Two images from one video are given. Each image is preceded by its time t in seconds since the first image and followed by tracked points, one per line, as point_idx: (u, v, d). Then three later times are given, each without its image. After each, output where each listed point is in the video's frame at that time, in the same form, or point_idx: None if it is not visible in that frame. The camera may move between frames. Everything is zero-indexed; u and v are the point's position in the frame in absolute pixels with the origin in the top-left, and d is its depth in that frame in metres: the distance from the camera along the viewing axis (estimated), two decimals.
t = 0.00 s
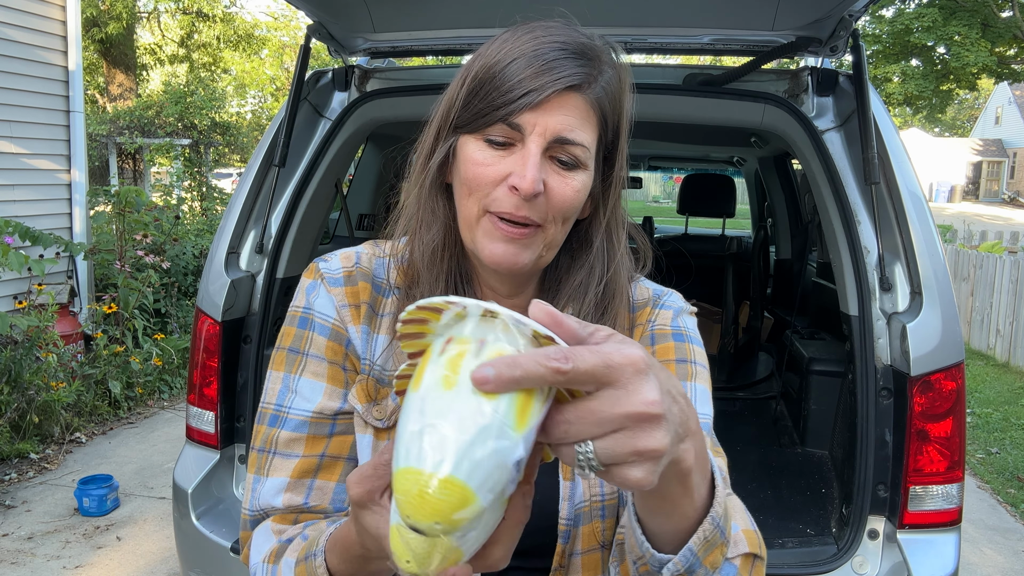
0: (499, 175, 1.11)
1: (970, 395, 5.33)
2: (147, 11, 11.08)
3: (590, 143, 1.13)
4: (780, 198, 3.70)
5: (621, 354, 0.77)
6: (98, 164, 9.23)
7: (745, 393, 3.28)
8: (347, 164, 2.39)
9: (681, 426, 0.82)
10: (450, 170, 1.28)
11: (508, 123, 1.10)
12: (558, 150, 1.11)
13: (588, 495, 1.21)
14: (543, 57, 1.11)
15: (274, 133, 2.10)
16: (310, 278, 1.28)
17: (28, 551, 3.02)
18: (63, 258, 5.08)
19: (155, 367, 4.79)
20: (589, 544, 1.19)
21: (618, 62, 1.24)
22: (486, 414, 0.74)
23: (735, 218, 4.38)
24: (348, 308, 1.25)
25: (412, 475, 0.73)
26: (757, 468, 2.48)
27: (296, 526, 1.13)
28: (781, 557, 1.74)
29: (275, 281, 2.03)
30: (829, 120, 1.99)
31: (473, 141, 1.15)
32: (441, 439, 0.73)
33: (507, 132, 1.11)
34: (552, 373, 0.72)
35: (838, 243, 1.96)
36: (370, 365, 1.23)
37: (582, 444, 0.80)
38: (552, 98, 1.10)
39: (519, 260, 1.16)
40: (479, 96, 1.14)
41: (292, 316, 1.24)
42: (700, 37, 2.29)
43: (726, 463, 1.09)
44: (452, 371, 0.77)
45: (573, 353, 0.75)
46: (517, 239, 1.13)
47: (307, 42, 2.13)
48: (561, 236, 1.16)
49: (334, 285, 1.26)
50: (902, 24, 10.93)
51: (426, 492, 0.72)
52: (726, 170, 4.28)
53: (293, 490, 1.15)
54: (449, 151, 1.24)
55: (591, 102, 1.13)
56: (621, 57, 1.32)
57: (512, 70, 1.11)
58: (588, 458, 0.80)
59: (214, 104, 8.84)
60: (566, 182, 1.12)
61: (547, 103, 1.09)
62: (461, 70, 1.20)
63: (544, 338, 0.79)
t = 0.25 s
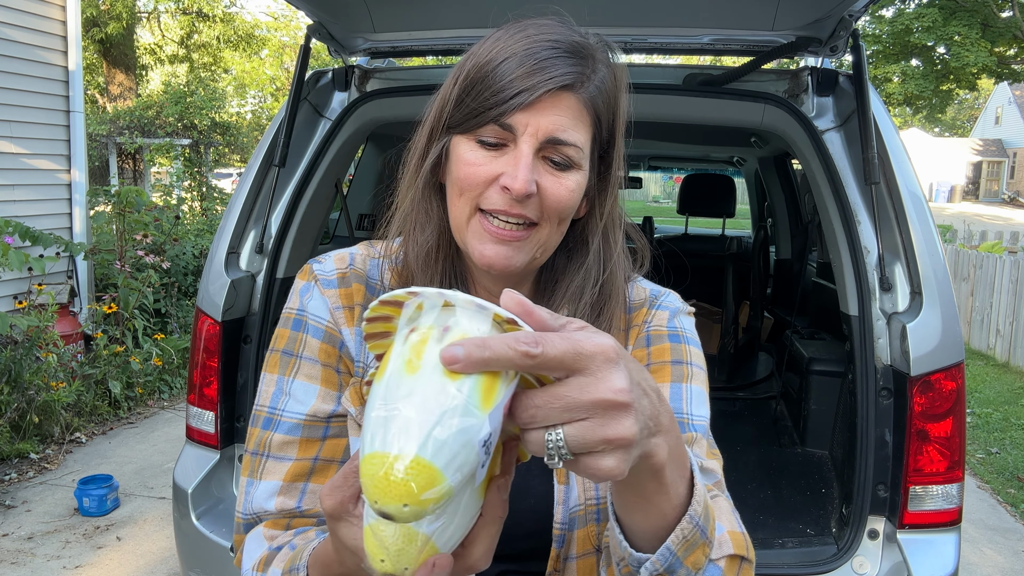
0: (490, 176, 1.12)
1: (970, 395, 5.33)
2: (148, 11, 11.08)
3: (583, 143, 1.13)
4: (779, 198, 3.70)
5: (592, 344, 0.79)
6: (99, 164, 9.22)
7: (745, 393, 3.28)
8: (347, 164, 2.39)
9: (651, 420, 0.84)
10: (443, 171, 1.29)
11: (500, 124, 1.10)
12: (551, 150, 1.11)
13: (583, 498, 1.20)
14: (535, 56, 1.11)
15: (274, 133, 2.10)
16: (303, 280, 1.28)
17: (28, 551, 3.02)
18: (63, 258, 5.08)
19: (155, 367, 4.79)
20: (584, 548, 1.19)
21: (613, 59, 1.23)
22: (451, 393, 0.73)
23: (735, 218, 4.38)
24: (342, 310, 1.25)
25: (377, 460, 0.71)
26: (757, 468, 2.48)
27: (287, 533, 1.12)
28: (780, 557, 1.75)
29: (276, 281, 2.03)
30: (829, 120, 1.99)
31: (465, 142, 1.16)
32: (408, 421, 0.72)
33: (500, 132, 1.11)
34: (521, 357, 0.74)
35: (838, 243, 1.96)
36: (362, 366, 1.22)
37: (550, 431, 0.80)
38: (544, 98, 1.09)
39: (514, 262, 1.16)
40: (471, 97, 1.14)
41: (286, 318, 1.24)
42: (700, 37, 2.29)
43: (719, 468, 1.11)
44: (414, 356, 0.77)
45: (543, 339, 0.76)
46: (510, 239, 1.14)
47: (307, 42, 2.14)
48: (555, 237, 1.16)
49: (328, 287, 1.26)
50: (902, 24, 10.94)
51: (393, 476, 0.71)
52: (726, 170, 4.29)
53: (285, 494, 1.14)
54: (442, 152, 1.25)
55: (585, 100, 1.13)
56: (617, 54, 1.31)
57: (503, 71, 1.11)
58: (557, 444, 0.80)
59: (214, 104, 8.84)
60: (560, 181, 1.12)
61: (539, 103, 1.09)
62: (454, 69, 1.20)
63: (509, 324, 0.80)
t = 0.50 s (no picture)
0: (484, 174, 1.12)
1: (970, 395, 5.33)
2: (148, 11, 11.08)
3: (578, 140, 1.13)
4: (779, 198, 3.70)
5: (578, 335, 0.79)
6: (99, 164, 9.21)
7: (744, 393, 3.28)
8: (347, 164, 2.39)
9: (638, 416, 0.84)
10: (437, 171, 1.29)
11: (494, 122, 1.10)
12: (545, 147, 1.11)
13: (580, 503, 1.20)
14: (528, 53, 1.11)
15: (274, 133, 2.10)
16: (295, 283, 1.29)
17: (28, 551, 3.02)
18: (63, 258, 5.08)
19: (155, 367, 4.79)
20: (580, 555, 1.19)
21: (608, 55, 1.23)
22: (435, 377, 0.73)
23: (735, 218, 4.38)
24: (334, 314, 1.25)
25: (361, 444, 0.71)
26: (757, 468, 2.48)
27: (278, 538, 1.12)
28: (780, 557, 1.75)
29: (276, 281, 2.03)
30: (829, 120, 1.99)
31: (458, 141, 1.16)
32: (390, 405, 0.72)
33: (493, 131, 1.11)
34: (506, 344, 0.74)
35: (838, 243, 1.96)
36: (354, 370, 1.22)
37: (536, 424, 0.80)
38: (538, 94, 1.09)
39: (509, 261, 1.16)
40: (465, 95, 1.14)
41: (279, 322, 1.25)
42: (700, 37, 2.29)
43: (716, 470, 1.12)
44: (397, 341, 0.77)
45: (529, 327, 0.76)
46: (505, 238, 1.14)
47: (307, 42, 2.14)
48: (550, 236, 1.17)
49: (320, 291, 1.26)
50: (902, 24, 10.94)
51: (377, 459, 0.71)
52: (726, 170, 4.29)
53: (277, 501, 1.14)
54: (437, 151, 1.24)
55: (580, 97, 1.13)
56: (613, 51, 1.31)
57: (497, 68, 1.10)
58: (544, 438, 0.79)
59: (214, 104, 8.86)
60: (555, 179, 1.12)
61: (533, 101, 1.09)
62: (448, 68, 1.20)
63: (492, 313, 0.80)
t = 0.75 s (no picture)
0: (475, 170, 1.12)
1: (970, 395, 5.33)
2: (148, 11, 11.08)
3: (572, 133, 1.12)
4: (779, 198, 3.70)
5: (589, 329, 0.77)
6: (99, 164, 9.21)
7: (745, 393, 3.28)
8: (347, 164, 2.39)
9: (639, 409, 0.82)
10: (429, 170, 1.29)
11: (485, 116, 1.10)
12: (538, 141, 1.10)
13: (578, 514, 1.20)
14: (518, 46, 1.12)
15: (274, 133, 2.10)
16: (284, 289, 1.30)
17: (28, 551, 3.02)
18: (63, 258, 5.08)
19: (155, 367, 4.79)
20: (580, 565, 1.20)
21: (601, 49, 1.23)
22: (374, 339, 0.69)
23: (735, 218, 4.37)
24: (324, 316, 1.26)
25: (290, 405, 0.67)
26: (757, 468, 2.48)
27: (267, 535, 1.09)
28: (780, 557, 1.77)
29: (275, 281, 2.03)
30: (829, 119, 1.99)
31: (449, 138, 1.16)
32: (323, 366, 0.67)
33: (485, 125, 1.12)
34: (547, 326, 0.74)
35: (838, 243, 1.96)
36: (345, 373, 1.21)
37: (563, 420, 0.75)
38: (528, 87, 1.10)
39: (503, 258, 1.15)
40: (457, 90, 1.14)
41: (269, 329, 1.27)
42: (700, 37, 2.29)
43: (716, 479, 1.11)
44: (339, 301, 0.73)
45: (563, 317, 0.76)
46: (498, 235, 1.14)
47: (307, 41, 2.14)
48: (545, 233, 1.16)
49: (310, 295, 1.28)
50: (902, 24, 10.94)
51: (311, 417, 0.65)
52: (726, 170, 4.29)
53: (270, 511, 1.11)
54: (429, 149, 1.25)
55: (572, 90, 1.13)
56: (609, 50, 1.32)
57: (488, 63, 1.11)
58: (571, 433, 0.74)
59: (214, 104, 8.86)
60: (548, 174, 1.11)
61: (524, 93, 1.09)
62: (440, 65, 1.21)
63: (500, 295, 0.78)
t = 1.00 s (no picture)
0: (467, 164, 1.10)
1: (970, 395, 5.33)
2: (148, 11, 11.08)
3: (565, 124, 1.13)
4: (779, 198, 3.69)
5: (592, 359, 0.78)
6: (99, 164, 9.21)
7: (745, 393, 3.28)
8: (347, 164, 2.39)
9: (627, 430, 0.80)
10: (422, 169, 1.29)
11: (476, 107, 1.11)
12: (530, 131, 1.10)
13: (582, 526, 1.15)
14: (508, 36, 1.13)
15: (274, 133, 2.11)
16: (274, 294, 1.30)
17: (28, 551, 3.02)
18: (63, 258, 5.08)
19: (155, 367, 4.80)
20: None
21: (597, 43, 1.24)
22: (258, 230, 0.63)
23: (735, 218, 4.37)
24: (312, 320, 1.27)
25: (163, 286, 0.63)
26: (757, 468, 2.48)
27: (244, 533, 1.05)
28: (781, 557, 1.77)
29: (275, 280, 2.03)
30: (829, 120, 1.99)
31: (442, 133, 1.16)
32: (203, 249, 0.63)
33: (476, 117, 1.12)
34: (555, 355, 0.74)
35: (838, 244, 1.96)
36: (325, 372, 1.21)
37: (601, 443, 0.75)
38: (519, 76, 1.11)
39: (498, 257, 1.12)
40: (448, 82, 1.16)
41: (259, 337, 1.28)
42: (700, 37, 2.29)
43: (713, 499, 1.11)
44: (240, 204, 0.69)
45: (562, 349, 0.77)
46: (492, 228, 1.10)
47: (307, 41, 2.14)
48: (541, 229, 1.14)
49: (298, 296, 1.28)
50: (902, 24, 10.95)
51: (175, 310, 0.60)
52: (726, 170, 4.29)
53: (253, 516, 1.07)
54: (422, 147, 1.25)
55: (564, 81, 1.14)
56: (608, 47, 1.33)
57: (479, 54, 1.13)
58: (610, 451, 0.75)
59: (214, 104, 8.86)
60: (541, 166, 1.11)
61: (516, 83, 1.10)
62: (432, 60, 1.22)
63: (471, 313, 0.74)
